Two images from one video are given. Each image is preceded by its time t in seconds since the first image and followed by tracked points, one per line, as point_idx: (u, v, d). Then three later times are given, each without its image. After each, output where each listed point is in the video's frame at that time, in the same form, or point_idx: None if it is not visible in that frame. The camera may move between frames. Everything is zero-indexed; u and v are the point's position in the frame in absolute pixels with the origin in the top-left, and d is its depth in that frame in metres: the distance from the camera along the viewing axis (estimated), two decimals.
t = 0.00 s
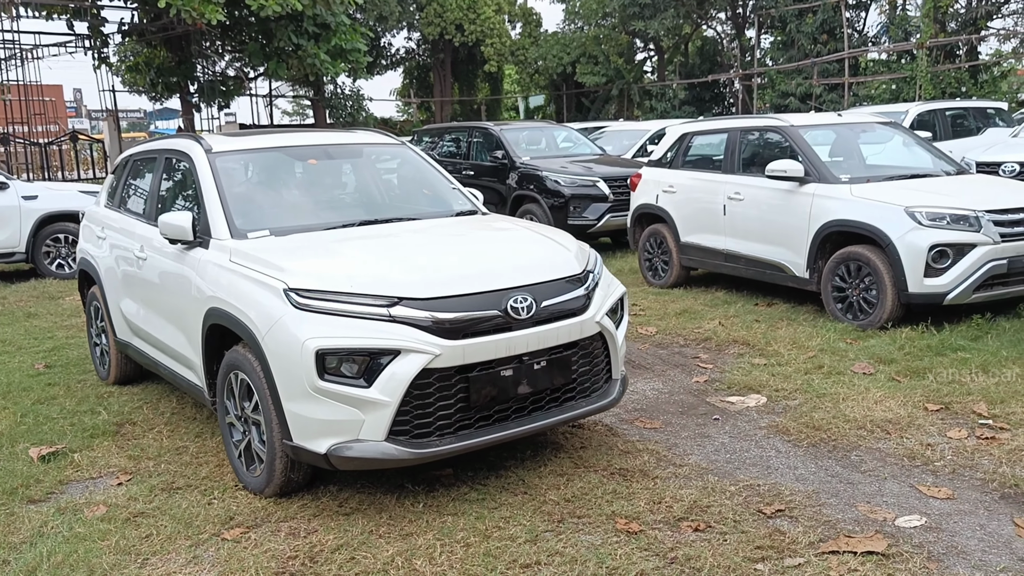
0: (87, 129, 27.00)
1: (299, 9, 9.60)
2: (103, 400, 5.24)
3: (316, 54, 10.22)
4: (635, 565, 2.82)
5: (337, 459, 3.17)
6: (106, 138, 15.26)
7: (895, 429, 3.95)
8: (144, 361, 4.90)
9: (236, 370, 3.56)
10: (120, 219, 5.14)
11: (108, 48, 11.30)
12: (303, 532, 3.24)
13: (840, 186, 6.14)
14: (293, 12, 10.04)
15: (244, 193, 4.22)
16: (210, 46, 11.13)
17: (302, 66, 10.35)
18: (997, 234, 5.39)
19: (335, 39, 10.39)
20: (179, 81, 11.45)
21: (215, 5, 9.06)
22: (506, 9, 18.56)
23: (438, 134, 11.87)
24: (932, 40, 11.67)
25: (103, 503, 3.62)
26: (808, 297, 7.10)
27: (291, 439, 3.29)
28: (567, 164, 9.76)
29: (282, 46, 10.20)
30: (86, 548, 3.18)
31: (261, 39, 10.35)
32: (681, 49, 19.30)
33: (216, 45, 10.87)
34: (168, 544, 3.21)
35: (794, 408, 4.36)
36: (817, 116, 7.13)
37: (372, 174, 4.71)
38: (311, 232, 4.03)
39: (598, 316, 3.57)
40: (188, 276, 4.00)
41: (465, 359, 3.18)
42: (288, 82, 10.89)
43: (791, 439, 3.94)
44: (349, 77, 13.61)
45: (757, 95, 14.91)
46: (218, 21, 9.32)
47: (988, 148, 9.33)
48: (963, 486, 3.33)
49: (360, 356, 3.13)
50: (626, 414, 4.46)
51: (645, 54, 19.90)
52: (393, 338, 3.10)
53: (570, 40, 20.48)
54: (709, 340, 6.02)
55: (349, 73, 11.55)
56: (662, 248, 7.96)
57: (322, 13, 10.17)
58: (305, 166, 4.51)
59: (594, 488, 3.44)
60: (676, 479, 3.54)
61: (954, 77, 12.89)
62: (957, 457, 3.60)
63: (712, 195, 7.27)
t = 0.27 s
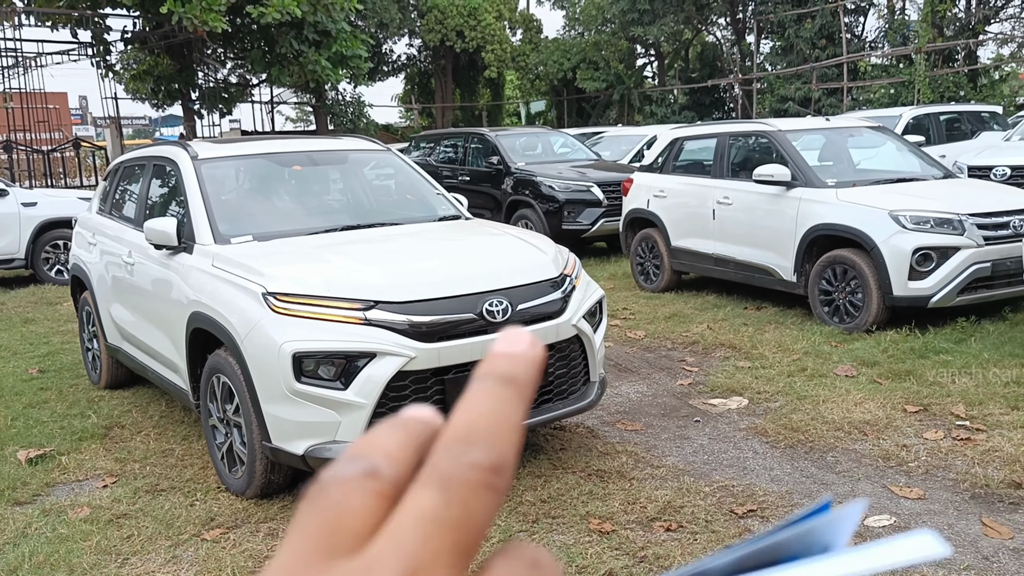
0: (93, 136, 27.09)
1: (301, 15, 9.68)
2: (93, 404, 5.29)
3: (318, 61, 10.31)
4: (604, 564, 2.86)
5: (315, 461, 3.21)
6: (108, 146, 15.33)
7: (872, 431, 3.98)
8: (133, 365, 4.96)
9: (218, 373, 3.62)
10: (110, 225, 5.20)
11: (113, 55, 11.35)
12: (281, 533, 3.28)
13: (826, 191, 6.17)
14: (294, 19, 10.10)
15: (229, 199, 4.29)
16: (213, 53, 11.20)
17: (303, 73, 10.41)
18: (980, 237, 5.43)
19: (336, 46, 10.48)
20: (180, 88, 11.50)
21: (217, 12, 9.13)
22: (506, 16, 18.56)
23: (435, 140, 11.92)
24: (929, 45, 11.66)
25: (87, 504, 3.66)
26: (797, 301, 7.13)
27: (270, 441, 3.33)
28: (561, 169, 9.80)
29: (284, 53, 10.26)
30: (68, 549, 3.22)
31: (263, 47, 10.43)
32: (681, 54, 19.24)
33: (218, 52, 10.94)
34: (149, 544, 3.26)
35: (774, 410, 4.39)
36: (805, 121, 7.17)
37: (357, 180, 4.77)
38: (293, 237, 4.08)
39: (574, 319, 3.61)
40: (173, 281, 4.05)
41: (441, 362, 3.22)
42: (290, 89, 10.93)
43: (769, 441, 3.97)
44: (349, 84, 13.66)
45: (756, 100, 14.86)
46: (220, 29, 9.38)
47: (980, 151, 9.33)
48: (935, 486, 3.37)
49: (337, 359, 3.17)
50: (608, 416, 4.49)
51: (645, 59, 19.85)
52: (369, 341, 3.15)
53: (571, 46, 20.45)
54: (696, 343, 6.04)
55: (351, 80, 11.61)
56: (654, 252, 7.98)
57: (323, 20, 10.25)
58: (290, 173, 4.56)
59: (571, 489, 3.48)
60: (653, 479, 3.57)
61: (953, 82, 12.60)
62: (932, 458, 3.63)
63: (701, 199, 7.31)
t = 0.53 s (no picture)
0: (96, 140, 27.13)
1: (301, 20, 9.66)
2: (87, 408, 5.34)
3: (318, 64, 10.31)
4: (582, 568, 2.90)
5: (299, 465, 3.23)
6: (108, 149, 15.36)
7: (855, 436, 4.02)
8: (127, 370, 5.01)
9: (207, 378, 3.66)
10: (105, 231, 5.26)
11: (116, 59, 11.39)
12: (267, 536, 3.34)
13: (815, 197, 6.21)
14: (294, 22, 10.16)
15: (219, 206, 4.34)
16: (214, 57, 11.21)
17: (304, 76, 10.44)
18: (967, 243, 5.46)
19: (336, 50, 10.48)
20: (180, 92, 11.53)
21: (217, 16, 9.16)
22: (505, 19, 18.54)
23: (433, 144, 11.98)
24: (926, 49, 11.66)
25: (77, 508, 3.70)
26: (788, 306, 7.17)
27: (257, 445, 3.37)
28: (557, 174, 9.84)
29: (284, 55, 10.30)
30: (57, 551, 3.27)
31: (264, 50, 10.48)
32: (681, 57, 19.19)
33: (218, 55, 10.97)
34: (136, 547, 3.31)
35: (759, 415, 4.43)
36: (798, 127, 7.20)
37: (348, 187, 4.81)
38: (282, 244, 4.13)
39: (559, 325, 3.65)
40: (164, 287, 4.11)
41: (424, 367, 3.24)
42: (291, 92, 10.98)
43: (752, 445, 4.01)
44: (349, 87, 13.69)
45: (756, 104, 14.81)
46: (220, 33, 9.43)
47: (975, 155, 9.34)
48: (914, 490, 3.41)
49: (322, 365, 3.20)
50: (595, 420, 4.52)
51: (646, 62, 19.80)
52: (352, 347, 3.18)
53: (571, 49, 20.41)
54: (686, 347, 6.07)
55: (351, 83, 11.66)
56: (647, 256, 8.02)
57: (322, 24, 10.30)
58: (281, 180, 4.62)
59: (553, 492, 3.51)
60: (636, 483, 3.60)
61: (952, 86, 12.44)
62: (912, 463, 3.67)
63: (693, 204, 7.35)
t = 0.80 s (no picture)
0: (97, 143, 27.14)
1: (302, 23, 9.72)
2: (87, 410, 5.38)
3: (320, 67, 10.38)
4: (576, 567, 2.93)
5: (297, 465, 3.27)
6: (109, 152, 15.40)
7: (849, 436, 4.05)
8: (127, 372, 5.04)
9: (205, 380, 3.70)
10: (106, 234, 5.29)
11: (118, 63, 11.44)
12: (266, 536, 3.37)
13: (812, 199, 6.24)
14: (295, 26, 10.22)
15: (218, 209, 4.38)
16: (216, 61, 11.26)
17: (304, 79, 10.49)
18: (962, 244, 5.49)
19: (337, 54, 10.54)
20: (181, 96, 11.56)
21: (219, 20, 9.19)
22: (506, 22, 18.53)
23: (432, 147, 12.00)
24: (925, 51, 11.68)
25: (77, 508, 3.73)
26: (786, 308, 7.19)
27: (254, 446, 3.41)
28: (556, 177, 9.87)
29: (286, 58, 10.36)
30: (57, 552, 3.30)
31: (266, 54, 10.54)
32: (682, 60, 19.16)
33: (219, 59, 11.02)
34: (136, 547, 3.34)
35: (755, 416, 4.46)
36: (795, 129, 7.22)
37: (346, 190, 4.85)
38: (280, 247, 4.17)
39: (554, 327, 3.69)
40: (163, 290, 4.14)
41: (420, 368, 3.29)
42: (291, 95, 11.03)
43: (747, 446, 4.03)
44: (350, 90, 13.71)
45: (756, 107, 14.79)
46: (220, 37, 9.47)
47: (973, 157, 9.35)
48: (907, 490, 3.43)
49: (319, 366, 3.24)
50: (592, 421, 4.55)
51: (646, 65, 19.77)
52: (349, 348, 3.22)
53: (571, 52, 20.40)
54: (685, 349, 6.09)
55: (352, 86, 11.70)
56: (645, 259, 8.04)
57: (322, 28, 10.35)
58: (279, 183, 4.65)
59: (550, 493, 3.54)
60: (631, 484, 3.62)
61: (951, 88, 12.37)
62: (905, 463, 3.70)
63: (691, 207, 7.38)
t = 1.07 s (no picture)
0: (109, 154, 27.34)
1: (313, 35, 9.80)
2: (102, 420, 5.43)
3: (329, 78, 10.49)
4: None
5: (311, 475, 3.32)
6: (121, 163, 15.51)
7: (859, 445, 4.06)
8: (141, 382, 5.10)
9: (220, 391, 3.75)
10: (121, 246, 5.35)
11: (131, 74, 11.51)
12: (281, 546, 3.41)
13: (820, 208, 6.26)
14: (305, 38, 10.35)
15: (232, 221, 4.43)
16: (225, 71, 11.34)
17: (315, 89, 10.60)
18: (971, 254, 5.50)
19: (346, 64, 10.64)
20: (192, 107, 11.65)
21: (227, 32, 9.24)
22: (514, 32, 18.59)
23: (441, 157, 12.06)
24: (934, 59, 11.66)
25: (94, 518, 3.78)
26: (795, 317, 7.20)
27: (269, 456, 3.45)
28: (565, 186, 9.90)
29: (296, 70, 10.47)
30: (75, 560, 3.35)
31: (276, 65, 10.64)
32: (690, 69, 19.16)
33: (230, 70, 11.14)
34: (152, 556, 3.38)
35: (765, 426, 4.47)
36: (803, 138, 7.24)
37: (358, 202, 4.90)
38: (293, 259, 4.22)
39: (565, 337, 3.73)
40: (177, 301, 4.20)
41: (433, 379, 3.33)
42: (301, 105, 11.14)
43: (758, 455, 4.05)
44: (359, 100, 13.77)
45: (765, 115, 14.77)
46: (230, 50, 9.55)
47: (982, 165, 9.34)
48: (916, 499, 3.45)
49: (333, 377, 3.30)
50: (602, 431, 4.57)
51: (654, 74, 19.78)
52: (363, 360, 3.27)
53: (579, 61, 20.43)
54: (694, 358, 6.11)
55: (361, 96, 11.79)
56: (654, 268, 8.06)
57: (331, 39, 10.46)
58: (291, 196, 4.70)
59: (561, 502, 3.57)
60: (642, 493, 3.65)
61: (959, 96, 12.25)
62: (915, 472, 3.71)
63: (699, 216, 7.41)
